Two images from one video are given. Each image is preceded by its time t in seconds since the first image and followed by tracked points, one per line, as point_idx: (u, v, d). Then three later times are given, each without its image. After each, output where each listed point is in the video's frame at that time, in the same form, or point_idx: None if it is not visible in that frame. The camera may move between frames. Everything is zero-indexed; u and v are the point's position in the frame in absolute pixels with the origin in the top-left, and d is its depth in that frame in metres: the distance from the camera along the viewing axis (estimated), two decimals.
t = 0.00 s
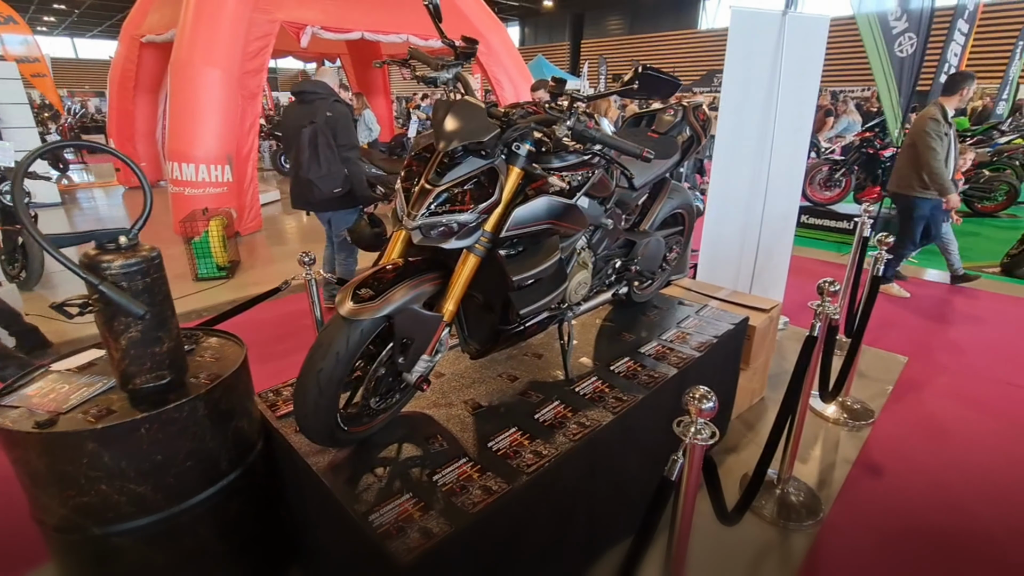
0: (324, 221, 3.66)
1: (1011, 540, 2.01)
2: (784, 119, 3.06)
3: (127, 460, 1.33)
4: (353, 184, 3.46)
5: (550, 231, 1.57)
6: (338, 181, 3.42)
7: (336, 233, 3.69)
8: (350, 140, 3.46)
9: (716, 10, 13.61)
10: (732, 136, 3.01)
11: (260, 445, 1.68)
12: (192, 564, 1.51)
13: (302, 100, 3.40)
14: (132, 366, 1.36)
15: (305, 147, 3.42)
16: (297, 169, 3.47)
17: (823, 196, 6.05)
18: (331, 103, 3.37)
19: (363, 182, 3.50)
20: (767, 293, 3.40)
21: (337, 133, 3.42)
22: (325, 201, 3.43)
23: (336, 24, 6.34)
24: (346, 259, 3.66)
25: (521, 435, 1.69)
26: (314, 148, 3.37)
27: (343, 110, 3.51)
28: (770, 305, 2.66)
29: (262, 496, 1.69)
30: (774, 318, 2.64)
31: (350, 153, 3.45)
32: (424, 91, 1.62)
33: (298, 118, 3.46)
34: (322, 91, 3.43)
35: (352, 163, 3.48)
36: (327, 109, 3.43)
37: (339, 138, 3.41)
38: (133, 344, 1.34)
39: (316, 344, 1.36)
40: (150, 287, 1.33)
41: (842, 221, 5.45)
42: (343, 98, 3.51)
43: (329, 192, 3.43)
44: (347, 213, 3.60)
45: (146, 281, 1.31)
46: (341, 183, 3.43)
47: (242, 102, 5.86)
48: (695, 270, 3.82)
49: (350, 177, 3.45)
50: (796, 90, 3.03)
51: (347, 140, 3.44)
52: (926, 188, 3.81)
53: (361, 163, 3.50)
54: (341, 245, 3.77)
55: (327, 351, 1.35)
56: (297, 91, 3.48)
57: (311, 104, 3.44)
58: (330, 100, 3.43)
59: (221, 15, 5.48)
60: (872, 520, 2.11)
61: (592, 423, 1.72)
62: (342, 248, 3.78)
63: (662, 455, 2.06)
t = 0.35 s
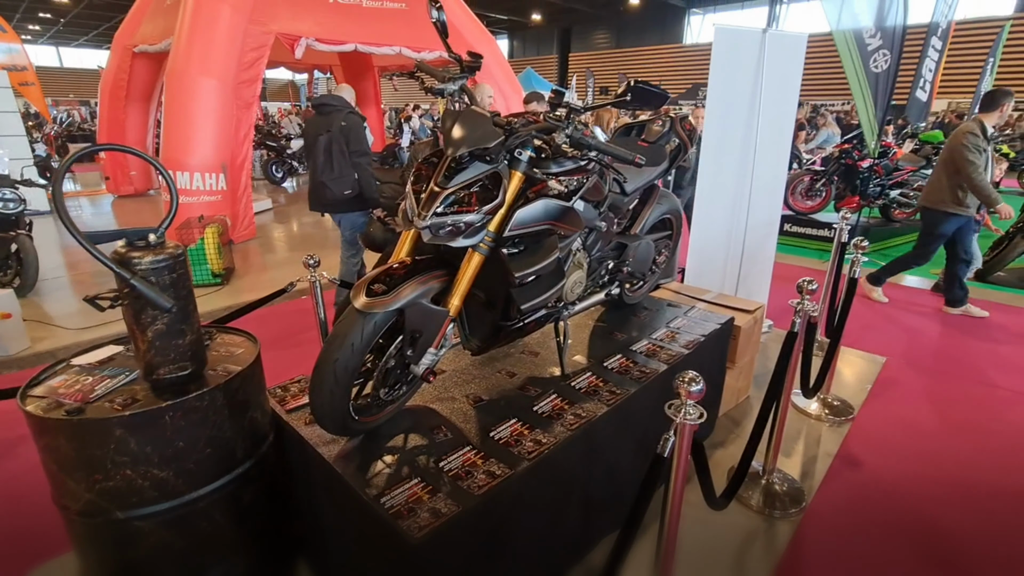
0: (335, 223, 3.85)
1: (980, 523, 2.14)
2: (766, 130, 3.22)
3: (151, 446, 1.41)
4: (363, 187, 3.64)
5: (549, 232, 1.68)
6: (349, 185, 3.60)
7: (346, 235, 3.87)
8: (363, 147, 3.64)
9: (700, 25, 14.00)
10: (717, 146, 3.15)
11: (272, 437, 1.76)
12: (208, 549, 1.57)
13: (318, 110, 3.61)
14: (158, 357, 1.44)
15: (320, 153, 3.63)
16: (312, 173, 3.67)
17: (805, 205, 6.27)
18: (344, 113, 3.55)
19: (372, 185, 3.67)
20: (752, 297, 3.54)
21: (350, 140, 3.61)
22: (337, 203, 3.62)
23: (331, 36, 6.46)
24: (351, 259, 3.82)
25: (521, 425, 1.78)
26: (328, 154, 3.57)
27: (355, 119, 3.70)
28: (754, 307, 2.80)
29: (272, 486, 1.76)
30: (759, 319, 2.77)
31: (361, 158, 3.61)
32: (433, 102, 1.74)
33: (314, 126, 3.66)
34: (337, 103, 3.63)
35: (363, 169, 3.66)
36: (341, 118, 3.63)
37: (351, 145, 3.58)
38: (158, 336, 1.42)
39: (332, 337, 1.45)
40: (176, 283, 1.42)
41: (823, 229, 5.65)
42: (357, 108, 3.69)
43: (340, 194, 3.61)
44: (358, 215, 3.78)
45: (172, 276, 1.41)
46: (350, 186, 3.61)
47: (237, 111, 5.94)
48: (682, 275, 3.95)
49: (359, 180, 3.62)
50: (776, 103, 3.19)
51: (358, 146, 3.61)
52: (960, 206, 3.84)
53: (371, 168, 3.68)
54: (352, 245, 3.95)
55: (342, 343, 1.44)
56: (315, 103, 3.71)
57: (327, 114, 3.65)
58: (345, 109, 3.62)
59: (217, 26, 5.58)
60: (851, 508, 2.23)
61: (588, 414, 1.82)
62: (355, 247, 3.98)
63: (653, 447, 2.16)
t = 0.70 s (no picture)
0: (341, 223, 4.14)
1: (964, 525, 2.19)
2: (752, 143, 3.31)
3: (157, 451, 1.45)
4: (364, 193, 3.88)
5: (542, 242, 1.75)
6: (351, 190, 3.87)
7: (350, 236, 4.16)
8: (368, 156, 3.84)
9: (691, 41, 14.29)
10: (706, 159, 3.24)
11: (273, 444, 1.80)
12: (210, 554, 1.60)
13: (328, 121, 3.83)
14: (164, 364, 1.49)
15: (329, 158, 3.90)
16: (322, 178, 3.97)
17: (793, 217, 6.39)
18: (349, 126, 3.76)
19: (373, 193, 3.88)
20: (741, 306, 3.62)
21: (356, 149, 3.83)
22: (340, 205, 3.90)
23: (327, 51, 6.56)
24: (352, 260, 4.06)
25: (517, 431, 1.83)
26: (334, 160, 3.84)
27: (363, 128, 3.90)
28: (742, 315, 2.87)
29: (273, 493, 1.80)
30: (747, 327, 2.84)
31: (364, 166, 3.82)
32: (431, 119, 1.82)
33: (325, 135, 3.90)
34: (345, 114, 3.83)
35: (367, 175, 3.87)
36: (348, 127, 3.85)
37: (354, 154, 3.80)
38: (166, 344, 1.47)
39: (334, 344, 1.51)
40: (183, 292, 1.47)
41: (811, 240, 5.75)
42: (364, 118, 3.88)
43: (343, 197, 3.90)
44: (361, 217, 4.03)
45: (180, 286, 1.46)
46: (352, 192, 3.88)
47: (234, 125, 6.01)
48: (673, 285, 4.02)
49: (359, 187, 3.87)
50: (762, 118, 3.30)
51: (361, 156, 3.82)
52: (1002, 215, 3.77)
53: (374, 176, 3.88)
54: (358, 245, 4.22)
55: (344, 350, 1.50)
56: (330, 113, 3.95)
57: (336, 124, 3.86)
58: (351, 121, 3.83)
59: (215, 42, 5.67)
60: (840, 511, 2.28)
61: (582, 419, 1.87)
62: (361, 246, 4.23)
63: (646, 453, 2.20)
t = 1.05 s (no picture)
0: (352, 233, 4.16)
1: (965, 526, 2.20)
2: (749, 150, 3.35)
3: (162, 455, 1.46)
4: (374, 200, 3.93)
5: (543, 247, 1.78)
6: (363, 198, 3.94)
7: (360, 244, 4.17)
8: (383, 164, 3.93)
9: (688, 51, 14.43)
10: (704, 166, 3.26)
11: (276, 449, 1.81)
12: (213, 559, 1.61)
13: (348, 129, 3.95)
14: (170, 369, 1.50)
15: (343, 167, 3.99)
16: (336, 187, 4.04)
17: (791, 223, 6.46)
18: (366, 135, 3.85)
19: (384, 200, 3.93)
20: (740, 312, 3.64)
21: (371, 157, 3.92)
22: (350, 211, 3.96)
23: (329, 62, 6.63)
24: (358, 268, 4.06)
25: (518, 434, 1.84)
26: (349, 167, 3.93)
27: (381, 139, 4.01)
28: (742, 319, 2.89)
29: (276, 498, 1.81)
30: (746, 331, 2.86)
31: (376, 174, 3.89)
32: (432, 126, 1.85)
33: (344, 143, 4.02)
34: (364, 123, 3.95)
35: (378, 184, 3.94)
36: (365, 137, 3.96)
37: (368, 162, 3.88)
38: (172, 349, 1.49)
39: (339, 347, 1.53)
40: (189, 297, 1.49)
41: (809, 245, 5.79)
42: (383, 129, 3.98)
43: (354, 203, 3.95)
44: (371, 225, 4.07)
45: (186, 291, 1.48)
46: (364, 199, 3.95)
47: (235, 135, 6.06)
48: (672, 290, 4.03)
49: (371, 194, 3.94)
50: (759, 125, 3.33)
51: (375, 162, 3.90)
52: None
53: (386, 184, 3.94)
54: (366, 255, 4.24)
55: (348, 353, 1.52)
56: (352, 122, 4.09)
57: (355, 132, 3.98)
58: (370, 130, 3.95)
59: (217, 53, 5.73)
60: (841, 514, 2.28)
61: (583, 423, 1.88)
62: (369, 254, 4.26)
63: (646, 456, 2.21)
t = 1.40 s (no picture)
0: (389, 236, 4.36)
1: (971, 533, 2.19)
2: (750, 158, 3.36)
3: (166, 463, 1.46)
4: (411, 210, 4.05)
5: (545, 254, 1.79)
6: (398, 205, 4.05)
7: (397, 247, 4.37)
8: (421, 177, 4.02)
9: (688, 60, 14.52)
10: (705, 175, 3.28)
11: (279, 457, 1.82)
12: (216, 568, 1.61)
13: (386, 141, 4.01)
14: (176, 377, 1.52)
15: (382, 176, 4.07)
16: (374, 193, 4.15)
17: (792, 230, 6.53)
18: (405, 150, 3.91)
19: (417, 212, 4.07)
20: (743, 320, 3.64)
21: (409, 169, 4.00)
22: (388, 220, 4.10)
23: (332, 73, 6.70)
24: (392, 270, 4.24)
25: (522, 441, 1.85)
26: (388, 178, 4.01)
27: (418, 150, 4.08)
28: (744, 326, 2.89)
29: (279, 506, 1.81)
30: (749, 338, 2.86)
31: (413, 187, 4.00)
32: (435, 136, 1.87)
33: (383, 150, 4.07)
34: (404, 134, 3.97)
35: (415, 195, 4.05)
36: (403, 148, 4.01)
37: (405, 175, 3.97)
38: (178, 358, 1.50)
39: (343, 354, 1.53)
40: (195, 306, 1.51)
41: (811, 252, 5.79)
42: (421, 141, 4.03)
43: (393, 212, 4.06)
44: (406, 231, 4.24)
45: (191, 300, 1.49)
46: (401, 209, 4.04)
47: (239, 146, 6.11)
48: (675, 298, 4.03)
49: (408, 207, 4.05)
50: (759, 133, 3.35)
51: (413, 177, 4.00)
52: None
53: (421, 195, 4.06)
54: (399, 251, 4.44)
55: (352, 360, 1.53)
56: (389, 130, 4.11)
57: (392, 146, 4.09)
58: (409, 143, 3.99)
59: (221, 65, 5.78)
60: (847, 522, 2.26)
61: (586, 430, 1.88)
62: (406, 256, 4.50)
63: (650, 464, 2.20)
